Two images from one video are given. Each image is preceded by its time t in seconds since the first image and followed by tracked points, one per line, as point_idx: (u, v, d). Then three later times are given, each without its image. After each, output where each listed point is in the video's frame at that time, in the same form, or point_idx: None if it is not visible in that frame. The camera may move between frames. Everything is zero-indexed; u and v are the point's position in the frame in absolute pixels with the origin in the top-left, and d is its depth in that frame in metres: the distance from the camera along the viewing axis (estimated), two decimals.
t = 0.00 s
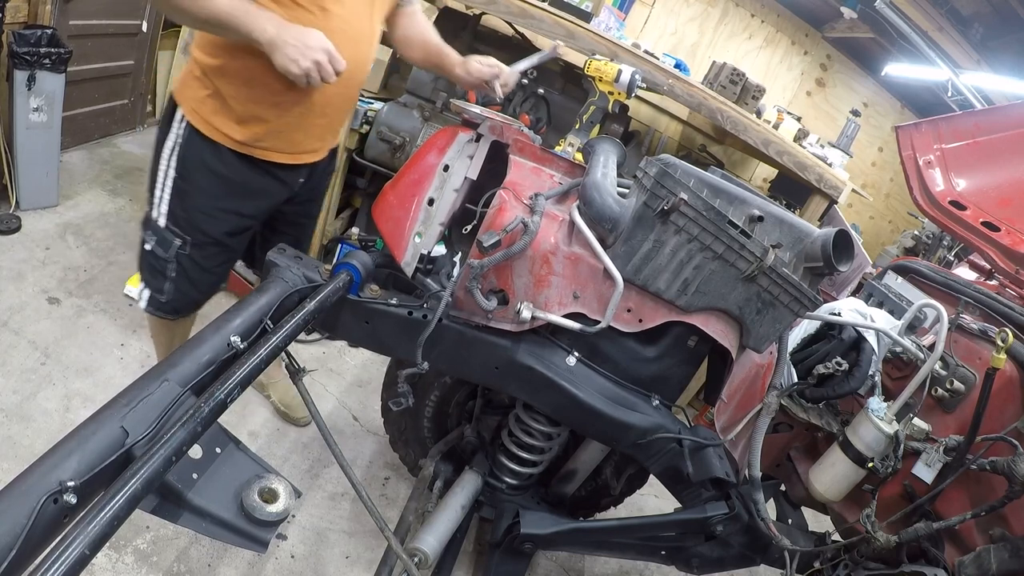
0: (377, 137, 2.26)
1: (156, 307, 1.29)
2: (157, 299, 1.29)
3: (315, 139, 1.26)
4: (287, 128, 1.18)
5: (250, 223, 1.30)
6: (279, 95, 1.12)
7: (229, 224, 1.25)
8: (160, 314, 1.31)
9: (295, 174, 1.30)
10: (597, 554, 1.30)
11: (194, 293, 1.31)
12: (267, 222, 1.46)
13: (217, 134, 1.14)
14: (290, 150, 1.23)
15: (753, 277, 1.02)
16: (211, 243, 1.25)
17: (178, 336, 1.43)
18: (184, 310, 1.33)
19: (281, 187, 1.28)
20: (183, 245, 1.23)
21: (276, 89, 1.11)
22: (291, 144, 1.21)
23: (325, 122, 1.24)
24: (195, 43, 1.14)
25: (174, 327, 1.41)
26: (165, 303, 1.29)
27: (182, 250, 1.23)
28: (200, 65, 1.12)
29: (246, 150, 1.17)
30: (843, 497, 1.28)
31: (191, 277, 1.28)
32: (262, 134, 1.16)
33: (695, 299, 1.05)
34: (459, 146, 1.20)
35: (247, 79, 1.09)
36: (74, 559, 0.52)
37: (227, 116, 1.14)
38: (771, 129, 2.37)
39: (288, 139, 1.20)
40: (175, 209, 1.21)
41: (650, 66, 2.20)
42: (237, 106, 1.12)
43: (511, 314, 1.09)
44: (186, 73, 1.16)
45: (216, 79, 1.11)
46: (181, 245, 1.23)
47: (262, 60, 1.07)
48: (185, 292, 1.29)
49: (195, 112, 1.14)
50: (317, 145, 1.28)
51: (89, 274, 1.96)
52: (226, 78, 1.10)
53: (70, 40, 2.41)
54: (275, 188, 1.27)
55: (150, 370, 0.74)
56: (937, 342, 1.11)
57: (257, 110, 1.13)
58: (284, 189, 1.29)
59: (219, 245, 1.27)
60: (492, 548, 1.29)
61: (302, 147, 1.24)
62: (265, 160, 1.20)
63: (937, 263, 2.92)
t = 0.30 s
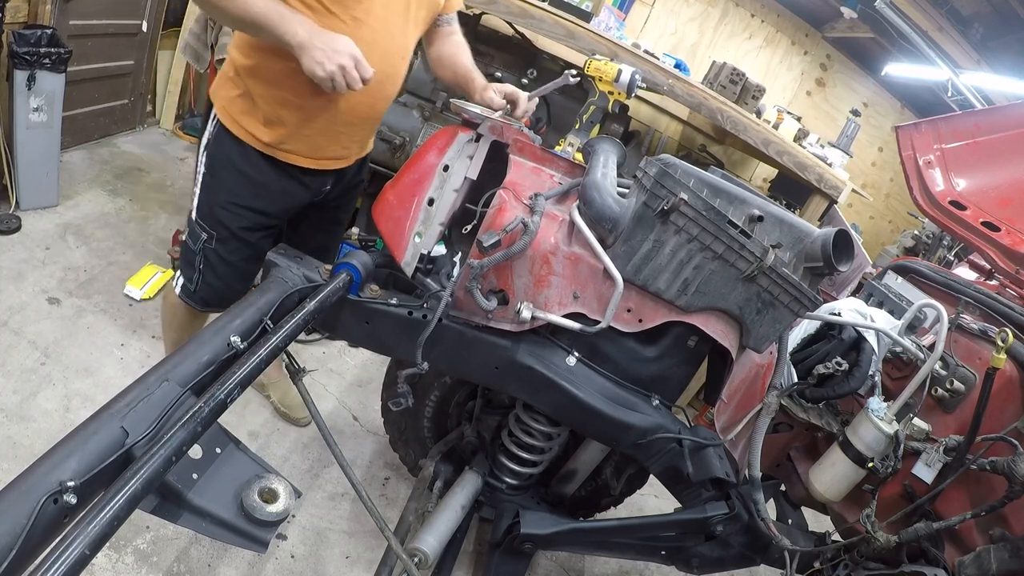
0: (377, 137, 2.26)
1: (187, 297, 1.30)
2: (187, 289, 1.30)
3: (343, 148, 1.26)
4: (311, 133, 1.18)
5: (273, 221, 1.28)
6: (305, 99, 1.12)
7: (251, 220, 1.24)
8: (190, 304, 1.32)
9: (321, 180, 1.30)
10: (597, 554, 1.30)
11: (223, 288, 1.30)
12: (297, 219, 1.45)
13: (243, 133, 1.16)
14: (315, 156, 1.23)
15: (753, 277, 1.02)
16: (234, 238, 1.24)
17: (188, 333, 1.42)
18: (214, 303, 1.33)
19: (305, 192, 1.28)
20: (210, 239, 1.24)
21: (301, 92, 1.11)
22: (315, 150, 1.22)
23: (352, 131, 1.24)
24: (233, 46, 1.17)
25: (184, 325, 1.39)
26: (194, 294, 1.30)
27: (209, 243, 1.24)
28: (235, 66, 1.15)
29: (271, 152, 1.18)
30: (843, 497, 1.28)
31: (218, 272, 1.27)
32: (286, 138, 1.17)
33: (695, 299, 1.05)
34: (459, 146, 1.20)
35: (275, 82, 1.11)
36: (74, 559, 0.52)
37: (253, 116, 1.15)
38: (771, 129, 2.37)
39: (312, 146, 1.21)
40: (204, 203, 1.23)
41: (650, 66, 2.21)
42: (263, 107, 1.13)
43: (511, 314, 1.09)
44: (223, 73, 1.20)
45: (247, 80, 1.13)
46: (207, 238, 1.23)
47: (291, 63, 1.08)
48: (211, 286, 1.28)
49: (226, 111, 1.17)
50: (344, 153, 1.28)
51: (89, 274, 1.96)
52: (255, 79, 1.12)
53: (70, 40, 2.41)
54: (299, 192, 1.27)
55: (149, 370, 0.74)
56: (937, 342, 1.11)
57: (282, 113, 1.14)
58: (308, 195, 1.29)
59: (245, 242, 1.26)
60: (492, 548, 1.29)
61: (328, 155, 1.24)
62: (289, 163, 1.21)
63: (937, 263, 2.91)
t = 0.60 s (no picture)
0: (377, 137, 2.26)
1: (193, 295, 1.32)
2: (194, 287, 1.31)
3: (358, 150, 1.26)
4: (328, 135, 1.18)
5: (284, 223, 1.28)
6: (324, 102, 1.12)
7: (263, 222, 1.24)
8: (196, 301, 1.33)
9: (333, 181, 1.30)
10: (597, 554, 1.30)
11: (229, 288, 1.31)
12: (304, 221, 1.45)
13: (260, 134, 1.16)
14: (329, 158, 1.23)
15: (753, 277, 1.02)
16: (244, 239, 1.24)
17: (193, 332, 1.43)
18: (218, 302, 1.34)
19: (317, 193, 1.28)
20: (219, 239, 1.23)
21: (320, 95, 1.11)
22: (331, 151, 1.22)
23: (368, 134, 1.24)
24: (251, 47, 1.16)
25: (190, 324, 1.40)
26: (200, 292, 1.31)
27: (218, 243, 1.24)
28: (253, 67, 1.15)
29: (287, 153, 1.18)
30: (842, 497, 1.28)
31: (226, 271, 1.28)
32: (303, 139, 1.17)
33: (695, 299, 1.05)
34: (459, 146, 1.20)
35: (295, 83, 1.11)
36: (74, 560, 0.52)
37: (270, 117, 1.15)
38: (771, 129, 2.37)
39: (329, 148, 1.21)
40: (216, 202, 1.22)
41: (650, 66, 2.21)
42: (281, 108, 1.13)
43: (511, 315, 1.09)
44: (240, 74, 1.19)
45: (265, 80, 1.13)
46: (217, 238, 1.23)
47: (311, 66, 1.08)
48: (217, 285, 1.29)
49: (242, 112, 1.16)
50: (358, 155, 1.28)
51: (89, 274, 1.96)
52: (274, 81, 1.12)
53: (70, 40, 2.41)
54: (312, 193, 1.27)
55: (149, 371, 0.74)
56: (938, 342, 1.10)
57: (300, 115, 1.14)
58: (319, 195, 1.29)
59: (255, 243, 1.26)
60: (492, 548, 1.29)
61: (343, 156, 1.24)
62: (304, 164, 1.21)
63: (937, 263, 2.91)
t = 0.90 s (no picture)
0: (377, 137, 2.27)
1: (200, 299, 1.30)
2: (201, 291, 1.30)
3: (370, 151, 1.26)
4: (340, 135, 1.18)
5: (293, 226, 1.29)
6: (337, 100, 1.13)
7: (273, 224, 1.24)
8: (203, 305, 1.32)
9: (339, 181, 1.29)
10: (597, 554, 1.30)
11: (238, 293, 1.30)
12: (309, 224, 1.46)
13: (273, 134, 1.16)
14: (341, 158, 1.23)
15: (753, 277, 1.02)
16: (254, 241, 1.24)
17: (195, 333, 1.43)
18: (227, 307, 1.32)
19: (327, 194, 1.28)
20: (229, 241, 1.23)
21: (333, 93, 1.12)
22: (343, 152, 1.22)
23: (380, 135, 1.24)
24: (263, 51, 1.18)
25: (193, 326, 1.40)
26: (209, 297, 1.30)
27: (228, 246, 1.24)
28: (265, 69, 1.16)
29: (299, 153, 1.18)
30: (842, 497, 1.28)
31: (236, 275, 1.27)
32: (316, 138, 1.17)
33: (695, 300, 1.05)
34: (459, 146, 1.20)
35: (309, 82, 1.12)
36: (74, 559, 0.52)
37: (282, 117, 1.16)
38: (771, 129, 2.37)
39: (341, 148, 1.21)
40: (226, 204, 1.22)
41: (650, 66, 2.21)
42: (294, 108, 1.14)
43: (511, 314, 1.09)
44: (250, 78, 1.20)
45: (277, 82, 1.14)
46: (227, 241, 1.23)
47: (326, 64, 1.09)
48: (227, 290, 1.28)
49: (254, 113, 1.17)
50: (370, 157, 1.28)
51: (89, 274, 1.96)
52: (288, 81, 1.13)
53: (70, 40, 2.41)
54: (321, 194, 1.27)
55: (149, 370, 0.74)
56: (937, 342, 1.10)
57: (313, 114, 1.14)
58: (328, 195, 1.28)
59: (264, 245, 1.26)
60: (492, 548, 1.29)
61: (355, 157, 1.25)
62: (316, 164, 1.21)
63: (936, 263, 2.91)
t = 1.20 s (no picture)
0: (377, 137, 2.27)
1: (196, 291, 1.31)
2: (197, 283, 1.30)
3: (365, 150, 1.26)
4: (336, 133, 1.18)
5: (289, 221, 1.29)
6: (333, 98, 1.13)
7: (268, 218, 1.24)
8: (199, 298, 1.32)
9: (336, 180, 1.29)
10: (597, 554, 1.30)
11: (232, 287, 1.30)
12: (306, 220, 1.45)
13: (269, 129, 1.16)
14: (336, 157, 1.23)
15: (753, 277, 1.02)
16: (248, 235, 1.24)
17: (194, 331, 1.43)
18: (222, 300, 1.33)
19: (325, 192, 1.28)
20: (224, 234, 1.23)
21: (330, 91, 1.12)
22: (338, 150, 1.22)
23: (376, 135, 1.24)
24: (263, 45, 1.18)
25: (192, 323, 1.40)
26: (203, 289, 1.30)
27: (223, 239, 1.24)
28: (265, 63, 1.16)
29: (294, 148, 1.18)
30: (842, 497, 1.28)
31: (230, 268, 1.27)
32: (312, 135, 1.17)
33: (695, 299, 1.05)
34: (459, 146, 1.20)
35: (306, 78, 1.11)
36: (74, 559, 0.52)
37: (279, 112, 1.16)
38: (771, 129, 2.37)
39: (336, 146, 1.21)
40: (222, 197, 1.22)
41: (650, 66, 2.21)
42: (290, 104, 1.14)
43: (511, 315, 1.09)
44: (251, 72, 1.21)
45: (276, 76, 1.14)
46: (222, 234, 1.23)
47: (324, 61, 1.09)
48: (221, 283, 1.28)
49: (253, 107, 1.17)
50: (365, 157, 1.28)
51: (89, 274, 1.96)
52: (285, 76, 1.13)
53: (70, 40, 2.41)
54: (319, 192, 1.27)
55: (149, 370, 0.74)
56: (937, 342, 1.10)
57: (309, 111, 1.14)
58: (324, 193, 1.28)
59: (259, 240, 1.26)
60: (492, 548, 1.29)
61: (350, 157, 1.25)
62: (311, 162, 1.21)
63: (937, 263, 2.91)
